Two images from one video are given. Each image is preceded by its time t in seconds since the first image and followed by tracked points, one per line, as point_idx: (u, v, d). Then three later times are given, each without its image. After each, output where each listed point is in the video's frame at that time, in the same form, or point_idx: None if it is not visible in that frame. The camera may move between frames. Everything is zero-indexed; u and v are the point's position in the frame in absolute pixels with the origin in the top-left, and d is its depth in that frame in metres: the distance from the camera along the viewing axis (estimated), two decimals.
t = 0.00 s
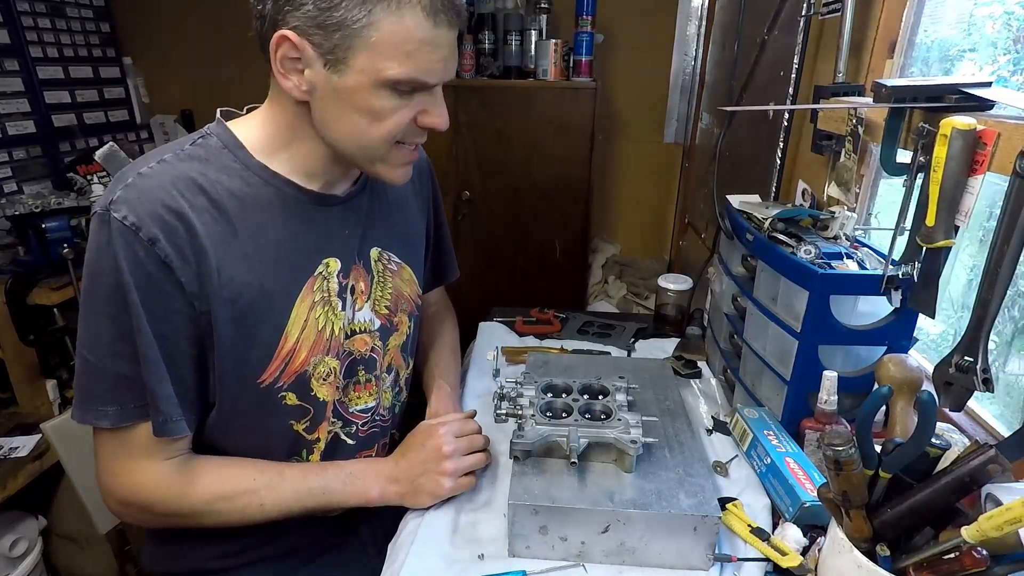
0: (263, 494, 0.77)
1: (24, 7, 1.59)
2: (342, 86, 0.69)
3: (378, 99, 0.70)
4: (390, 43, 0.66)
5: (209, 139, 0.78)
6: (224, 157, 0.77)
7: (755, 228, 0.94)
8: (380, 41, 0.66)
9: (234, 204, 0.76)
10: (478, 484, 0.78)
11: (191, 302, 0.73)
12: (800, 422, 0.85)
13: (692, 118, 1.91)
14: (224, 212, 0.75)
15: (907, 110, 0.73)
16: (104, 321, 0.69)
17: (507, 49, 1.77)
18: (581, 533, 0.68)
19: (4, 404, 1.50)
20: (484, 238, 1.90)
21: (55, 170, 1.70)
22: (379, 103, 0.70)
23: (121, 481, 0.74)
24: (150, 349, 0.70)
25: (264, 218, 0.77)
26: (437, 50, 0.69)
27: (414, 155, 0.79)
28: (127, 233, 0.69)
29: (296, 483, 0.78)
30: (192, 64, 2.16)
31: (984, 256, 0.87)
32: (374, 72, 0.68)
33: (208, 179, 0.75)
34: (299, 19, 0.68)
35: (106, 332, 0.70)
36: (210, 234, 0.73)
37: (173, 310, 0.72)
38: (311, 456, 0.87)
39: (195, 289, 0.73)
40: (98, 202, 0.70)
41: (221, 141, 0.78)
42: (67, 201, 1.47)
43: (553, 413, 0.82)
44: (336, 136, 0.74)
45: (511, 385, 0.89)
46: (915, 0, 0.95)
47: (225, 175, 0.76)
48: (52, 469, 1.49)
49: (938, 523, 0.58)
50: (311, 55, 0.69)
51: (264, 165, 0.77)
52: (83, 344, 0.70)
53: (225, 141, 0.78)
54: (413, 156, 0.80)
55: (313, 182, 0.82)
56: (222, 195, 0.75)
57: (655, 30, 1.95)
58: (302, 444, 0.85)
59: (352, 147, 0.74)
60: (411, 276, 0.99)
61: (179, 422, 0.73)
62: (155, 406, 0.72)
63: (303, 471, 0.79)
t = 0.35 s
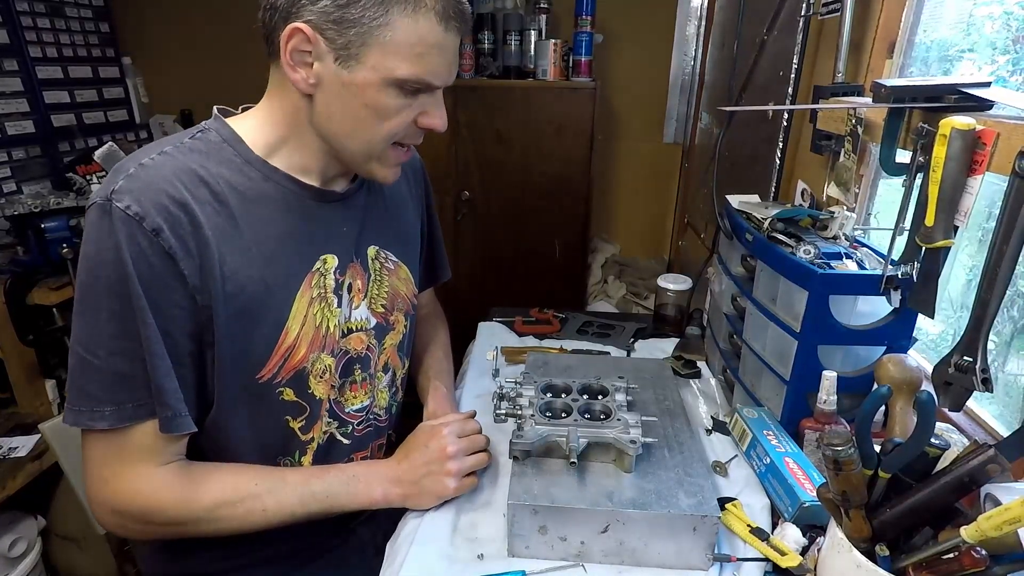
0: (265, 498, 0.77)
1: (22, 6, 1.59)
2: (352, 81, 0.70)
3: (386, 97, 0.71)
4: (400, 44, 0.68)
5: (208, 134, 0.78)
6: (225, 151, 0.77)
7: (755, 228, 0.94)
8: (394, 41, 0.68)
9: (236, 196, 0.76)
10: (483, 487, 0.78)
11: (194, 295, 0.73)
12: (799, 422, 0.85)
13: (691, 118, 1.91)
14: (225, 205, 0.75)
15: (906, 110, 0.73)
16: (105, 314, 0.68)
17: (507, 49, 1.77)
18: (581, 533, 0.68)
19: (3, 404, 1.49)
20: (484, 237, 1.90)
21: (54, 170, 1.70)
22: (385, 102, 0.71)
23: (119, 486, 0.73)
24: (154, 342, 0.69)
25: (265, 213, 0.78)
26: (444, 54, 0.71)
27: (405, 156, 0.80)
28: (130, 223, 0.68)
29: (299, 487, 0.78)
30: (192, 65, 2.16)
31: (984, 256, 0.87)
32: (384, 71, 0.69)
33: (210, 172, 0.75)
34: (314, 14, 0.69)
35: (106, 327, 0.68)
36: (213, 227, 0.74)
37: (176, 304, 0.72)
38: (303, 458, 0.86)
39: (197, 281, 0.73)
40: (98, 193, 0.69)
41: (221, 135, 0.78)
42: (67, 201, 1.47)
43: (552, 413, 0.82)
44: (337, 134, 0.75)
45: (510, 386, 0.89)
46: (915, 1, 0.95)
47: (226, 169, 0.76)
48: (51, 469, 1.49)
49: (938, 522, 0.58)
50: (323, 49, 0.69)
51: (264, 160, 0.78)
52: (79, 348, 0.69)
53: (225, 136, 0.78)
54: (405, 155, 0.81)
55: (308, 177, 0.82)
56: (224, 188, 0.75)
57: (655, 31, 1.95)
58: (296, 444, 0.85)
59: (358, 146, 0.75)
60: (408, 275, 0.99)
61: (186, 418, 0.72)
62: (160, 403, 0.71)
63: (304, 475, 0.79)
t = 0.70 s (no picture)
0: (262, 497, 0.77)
1: (21, 6, 1.59)
2: (348, 77, 0.70)
3: (382, 93, 0.71)
4: (393, 39, 0.68)
5: (198, 134, 0.78)
6: (215, 150, 0.77)
7: (755, 229, 0.94)
8: (392, 36, 0.68)
9: (226, 195, 0.76)
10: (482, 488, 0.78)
11: (183, 293, 0.73)
12: (799, 422, 0.85)
13: (691, 118, 1.90)
14: (215, 204, 0.75)
15: (905, 110, 0.73)
16: (94, 313, 0.69)
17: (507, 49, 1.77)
18: (580, 533, 0.68)
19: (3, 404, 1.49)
20: (483, 238, 1.90)
21: (53, 170, 1.70)
22: (380, 97, 0.71)
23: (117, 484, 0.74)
24: (141, 339, 0.70)
25: (257, 212, 0.77)
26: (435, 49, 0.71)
27: (394, 153, 0.80)
28: (117, 222, 0.68)
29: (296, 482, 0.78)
30: (191, 65, 2.16)
31: (983, 256, 0.87)
32: (382, 66, 0.69)
33: (199, 171, 0.75)
34: (309, 10, 0.69)
35: (96, 324, 0.69)
36: (201, 225, 0.73)
37: (167, 302, 0.72)
38: (300, 455, 0.86)
39: (186, 279, 0.72)
40: (88, 193, 0.69)
41: (211, 135, 0.78)
42: (65, 201, 1.49)
43: (552, 413, 0.82)
44: (333, 130, 0.75)
45: (510, 386, 0.89)
46: (915, 1, 0.95)
47: (216, 168, 0.76)
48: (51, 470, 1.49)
49: (937, 523, 0.58)
50: (320, 45, 0.69)
51: (255, 159, 0.78)
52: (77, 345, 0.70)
53: (215, 135, 0.78)
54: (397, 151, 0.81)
55: (302, 176, 0.82)
56: (213, 186, 0.75)
57: (655, 31, 1.96)
58: (291, 441, 0.85)
59: (353, 141, 0.75)
60: (405, 274, 0.99)
61: (174, 415, 0.73)
62: (147, 400, 0.71)
63: (300, 472, 0.79)
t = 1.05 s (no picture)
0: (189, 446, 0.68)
1: (20, 6, 1.59)
2: (350, 73, 0.70)
3: (384, 88, 0.71)
4: (394, 34, 0.68)
5: (198, 132, 0.79)
6: (214, 150, 0.77)
7: (754, 229, 0.94)
8: (393, 30, 0.68)
9: (223, 193, 0.76)
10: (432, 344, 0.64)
11: (171, 290, 0.73)
12: (799, 422, 0.85)
13: (690, 119, 1.90)
14: (210, 201, 0.75)
15: (904, 110, 0.73)
16: (83, 308, 0.68)
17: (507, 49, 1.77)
18: (580, 533, 0.68)
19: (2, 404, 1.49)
20: (483, 238, 1.90)
21: (53, 170, 1.70)
22: (383, 93, 0.71)
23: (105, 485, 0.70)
24: (128, 334, 0.68)
25: (252, 209, 0.78)
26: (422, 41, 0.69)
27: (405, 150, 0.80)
28: (110, 216, 0.68)
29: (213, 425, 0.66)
30: (191, 66, 2.16)
31: (982, 256, 0.87)
32: (383, 62, 0.69)
33: (197, 169, 0.75)
34: (311, 7, 0.69)
35: (83, 321, 0.68)
36: (196, 223, 0.73)
37: (156, 301, 0.72)
38: (298, 457, 0.86)
39: (175, 276, 0.72)
40: (84, 186, 0.69)
41: (212, 133, 0.78)
42: (65, 201, 1.49)
43: (552, 413, 0.83)
44: (329, 126, 0.74)
45: (509, 386, 0.89)
46: (914, 1, 0.95)
47: (215, 167, 0.76)
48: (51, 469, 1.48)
49: (936, 522, 0.58)
50: (322, 42, 0.69)
51: (255, 158, 0.78)
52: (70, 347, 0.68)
53: (215, 134, 0.78)
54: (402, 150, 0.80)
55: (302, 175, 0.82)
56: (210, 184, 0.75)
57: (655, 30, 1.95)
58: (290, 441, 0.85)
59: (354, 138, 0.74)
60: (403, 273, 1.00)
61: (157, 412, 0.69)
62: (132, 397, 0.68)
63: (214, 409, 0.68)
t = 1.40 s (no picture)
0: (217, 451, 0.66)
1: (20, 6, 1.59)
2: (313, 82, 0.69)
3: (350, 92, 0.69)
4: (347, 37, 0.66)
5: (189, 132, 0.79)
6: (205, 149, 0.77)
7: (753, 228, 0.94)
8: (344, 34, 0.65)
9: (215, 192, 0.76)
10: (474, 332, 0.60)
11: (173, 288, 0.72)
12: (798, 422, 0.85)
13: (689, 119, 1.90)
14: (203, 200, 0.75)
15: (904, 110, 0.73)
16: (93, 304, 0.67)
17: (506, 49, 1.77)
18: (579, 533, 0.68)
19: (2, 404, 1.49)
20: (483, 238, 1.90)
21: (52, 170, 1.70)
22: (349, 96, 0.69)
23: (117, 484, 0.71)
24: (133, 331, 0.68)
25: (246, 208, 0.78)
26: (405, 38, 0.67)
27: (392, 147, 0.78)
28: (106, 216, 0.68)
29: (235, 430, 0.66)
30: (191, 65, 2.16)
31: (982, 256, 0.86)
32: (341, 66, 0.67)
33: (189, 169, 0.75)
34: (264, 18, 0.68)
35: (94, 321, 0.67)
36: (190, 221, 0.73)
37: (158, 300, 0.71)
38: (295, 458, 0.86)
39: (176, 275, 0.72)
40: (78, 188, 0.69)
41: (202, 133, 0.78)
42: (65, 201, 1.49)
43: (552, 413, 0.83)
44: (309, 130, 0.74)
45: (509, 385, 0.89)
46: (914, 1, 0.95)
47: (206, 166, 0.76)
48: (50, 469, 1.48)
49: (936, 522, 0.58)
50: (280, 53, 0.69)
51: (245, 156, 0.78)
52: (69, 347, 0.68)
53: (205, 134, 0.78)
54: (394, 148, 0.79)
55: (295, 173, 0.82)
56: (201, 183, 0.75)
57: (654, 30, 1.96)
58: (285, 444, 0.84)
59: (330, 142, 0.74)
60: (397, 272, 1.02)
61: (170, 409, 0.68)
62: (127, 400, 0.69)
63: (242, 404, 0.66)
